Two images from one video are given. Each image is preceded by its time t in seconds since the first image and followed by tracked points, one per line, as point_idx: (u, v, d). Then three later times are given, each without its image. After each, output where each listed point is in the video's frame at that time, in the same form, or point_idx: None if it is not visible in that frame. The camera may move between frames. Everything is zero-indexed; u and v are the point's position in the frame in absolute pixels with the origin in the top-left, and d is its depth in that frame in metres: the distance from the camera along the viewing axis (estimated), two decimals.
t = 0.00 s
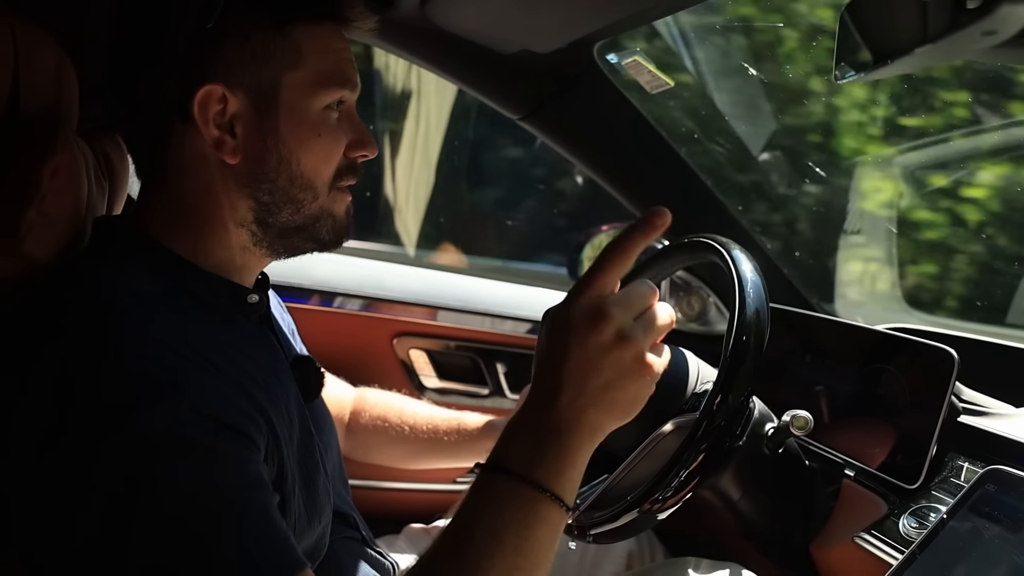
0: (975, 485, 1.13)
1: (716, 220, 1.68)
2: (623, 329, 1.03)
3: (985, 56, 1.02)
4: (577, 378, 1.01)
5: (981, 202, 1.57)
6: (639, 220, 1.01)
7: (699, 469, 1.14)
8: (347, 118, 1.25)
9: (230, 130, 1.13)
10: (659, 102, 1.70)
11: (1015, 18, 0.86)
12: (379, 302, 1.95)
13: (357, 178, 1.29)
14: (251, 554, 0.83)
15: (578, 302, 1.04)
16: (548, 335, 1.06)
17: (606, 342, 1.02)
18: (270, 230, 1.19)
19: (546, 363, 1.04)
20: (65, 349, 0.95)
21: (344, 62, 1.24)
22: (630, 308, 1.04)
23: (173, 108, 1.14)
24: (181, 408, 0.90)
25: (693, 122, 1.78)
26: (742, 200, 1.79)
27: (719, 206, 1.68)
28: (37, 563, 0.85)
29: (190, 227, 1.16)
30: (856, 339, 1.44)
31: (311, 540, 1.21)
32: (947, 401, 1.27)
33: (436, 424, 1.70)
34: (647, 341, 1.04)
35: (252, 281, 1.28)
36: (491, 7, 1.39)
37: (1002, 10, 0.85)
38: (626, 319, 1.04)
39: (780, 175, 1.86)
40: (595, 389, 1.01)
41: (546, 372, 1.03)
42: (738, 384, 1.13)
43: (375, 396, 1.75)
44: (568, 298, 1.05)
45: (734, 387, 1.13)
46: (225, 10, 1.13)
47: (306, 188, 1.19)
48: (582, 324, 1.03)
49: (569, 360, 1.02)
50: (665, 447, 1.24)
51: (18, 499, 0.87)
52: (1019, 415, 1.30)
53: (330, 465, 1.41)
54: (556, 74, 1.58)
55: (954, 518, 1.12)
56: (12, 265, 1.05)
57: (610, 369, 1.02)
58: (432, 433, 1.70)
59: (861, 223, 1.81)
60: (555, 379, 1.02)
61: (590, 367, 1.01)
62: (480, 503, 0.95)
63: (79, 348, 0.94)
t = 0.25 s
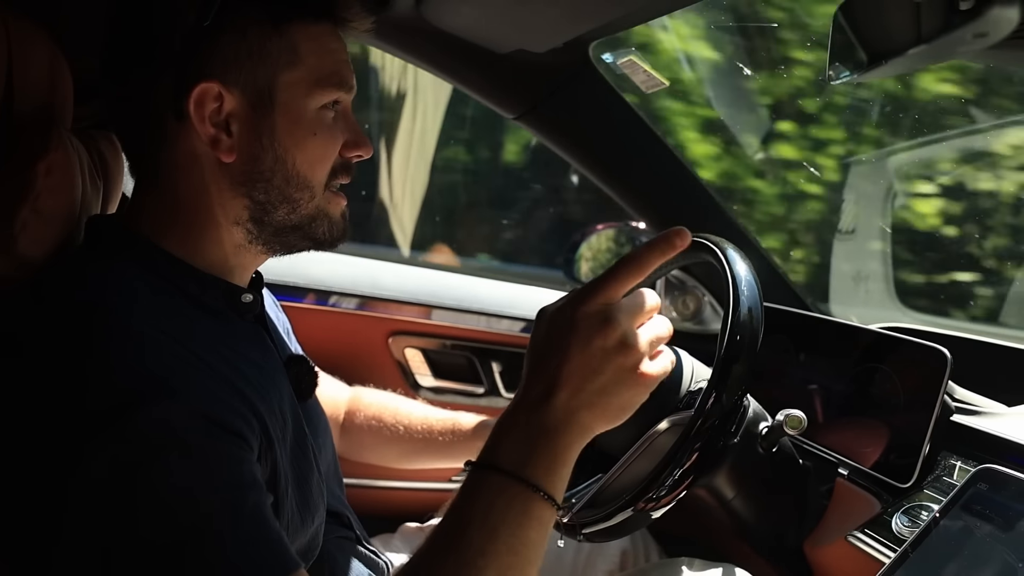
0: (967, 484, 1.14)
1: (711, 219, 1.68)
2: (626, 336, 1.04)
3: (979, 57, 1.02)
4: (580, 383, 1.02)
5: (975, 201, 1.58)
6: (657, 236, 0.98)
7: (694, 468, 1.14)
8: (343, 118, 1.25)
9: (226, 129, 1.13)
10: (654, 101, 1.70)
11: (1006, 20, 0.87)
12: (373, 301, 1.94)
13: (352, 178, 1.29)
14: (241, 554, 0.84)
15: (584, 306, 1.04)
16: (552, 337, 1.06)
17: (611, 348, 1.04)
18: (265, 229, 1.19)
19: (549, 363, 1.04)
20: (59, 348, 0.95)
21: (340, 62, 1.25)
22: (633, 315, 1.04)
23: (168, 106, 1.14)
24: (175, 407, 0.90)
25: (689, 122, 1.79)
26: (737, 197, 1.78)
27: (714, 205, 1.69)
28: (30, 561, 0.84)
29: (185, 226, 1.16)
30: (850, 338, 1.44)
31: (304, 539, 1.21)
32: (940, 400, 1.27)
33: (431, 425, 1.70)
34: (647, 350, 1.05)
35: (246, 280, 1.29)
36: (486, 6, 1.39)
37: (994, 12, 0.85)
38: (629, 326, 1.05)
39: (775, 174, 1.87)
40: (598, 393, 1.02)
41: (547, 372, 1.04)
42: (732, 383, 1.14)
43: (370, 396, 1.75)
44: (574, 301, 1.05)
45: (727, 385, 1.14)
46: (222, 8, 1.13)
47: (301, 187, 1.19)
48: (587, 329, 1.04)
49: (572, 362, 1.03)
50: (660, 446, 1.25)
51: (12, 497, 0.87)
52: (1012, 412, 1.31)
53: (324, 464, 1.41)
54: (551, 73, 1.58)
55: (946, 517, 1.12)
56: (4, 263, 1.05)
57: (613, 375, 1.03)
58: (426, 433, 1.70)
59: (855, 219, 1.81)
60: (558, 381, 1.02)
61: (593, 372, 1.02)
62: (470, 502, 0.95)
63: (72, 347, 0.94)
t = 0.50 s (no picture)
0: (961, 483, 1.14)
1: (706, 219, 1.69)
2: (604, 325, 1.06)
3: (973, 57, 1.02)
4: (560, 372, 1.02)
5: (969, 201, 1.58)
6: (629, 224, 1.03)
7: (689, 467, 1.14)
8: (336, 119, 1.24)
9: (219, 127, 1.13)
10: (649, 101, 1.70)
11: (998, 19, 0.87)
12: (367, 300, 1.94)
13: (343, 178, 1.30)
14: (236, 553, 0.84)
15: (561, 297, 1.06)
16: (531, 329, 1.07)
17: (590, 337, 1.05)
18: (256, 228, 1.19)
19: (528, 355, 1.05)
20: (51, 347, 0.94)
21: (334, 63, 1.24)
22: (610, 305, 1.07)
23: (161, 103, 1.13)
24: (164, 406, 0.89)
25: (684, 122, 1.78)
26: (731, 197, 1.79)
27: (709, 205, 1.69)
28: (21, 562, 0.84)
29: (177, 224, 1.15)
30: (844, 338, 1.45)
31: (297, 539, 1.21)
32: (934, 399, 1.27)
33: (426, 424, 1.70)
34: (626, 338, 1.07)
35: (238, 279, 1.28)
36: (480, 7, 1.39)
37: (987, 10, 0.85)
38: (607, 315, 1.06)
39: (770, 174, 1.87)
40: (578, 383, 1.03)
41: (526, 364, 1.04)
42: (727, 383, 1.14)
43: (364, 396, 1.74)
44: (552, 294, 1.07)
45: (723, 385, 1.14)
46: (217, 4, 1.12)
47: (293, 187, 1.19)
48: (566, 319, 1.05)
49: (552, 353, 1.03)
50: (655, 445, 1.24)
51: (2, 499, 0.86)
52: (1007, 412, 1.30)
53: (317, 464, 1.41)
54: (546, 72, 1.58)
55: (940, 517, 1.13)
56: None
57: (592, 364, 1.04)
58: (421, 433, 1.70)
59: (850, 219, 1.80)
60: (538, 371, 1.03)
61: (573, 361, 1.03)
62: (454, 497, 0.95)
63: (64, 346, 0.93)
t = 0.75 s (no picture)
0: (955, 480, 1.14)
1: (701, 218, 1.69)
2: (596, 322, 1.06)
3: (967, 54, 1.02)
4: (553, 369, 1.03)
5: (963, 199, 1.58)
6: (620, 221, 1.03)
7: (683, 465, 1.14)
8: (330, 118, 1.25)
9: (215, 126, 1.13)
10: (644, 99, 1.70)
11: (991, 15, 0.87)
12: (364, 298, 1.93)
13: (338, 176, 1.30)
14: (232, 551, 0.84)
15: (553, 294, 1.06)
16: (523, 326, 1.06)
17: (582, 334, 1.05)
18: (252, 228, 1.19)
19: (521, 352, 1.05)
20: (44, 346, 0.94)
21: (328, 62, 1.24)
22: (602, 302, 1.07)
23: (156, 102, 1.13)
24: (157, 405, 0.89)
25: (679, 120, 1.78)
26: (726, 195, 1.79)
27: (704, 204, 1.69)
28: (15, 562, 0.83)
29: (172, 224, 1.15)
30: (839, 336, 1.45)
31: (292, 538, 1.21)
32: (929, 396, 1.28)
33: (422, 423, 1.70)
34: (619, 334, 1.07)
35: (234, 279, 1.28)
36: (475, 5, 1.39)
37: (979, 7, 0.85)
38: (600, 311, 1.06)
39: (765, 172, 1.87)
40: (571, 380, 1.03)
41: (520, 362, 1.04)
42: (721, 381, 1.14)
43: (360, 395, 1.74)
44: (544, 290, 1.07)
45: (718, 383, 1.14)
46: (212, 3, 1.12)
47: (288, 185, 1.19)
48: (558, 316, 1.05)
49: (545, 350, 1.03)
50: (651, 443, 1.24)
51: None
52: (1002, 409, 1.31)
53: (312, 464, 1.41)
54: (542, 71, 1.58)
55: (935, 514, 1.12)
56: None
57: (584, 361, 1.04)
58: (417, 431, 1.70)
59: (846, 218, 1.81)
60: (532, 369, 1.03)
61: (566, 358, 1.03)
62: (447, 494, 0.95)
63: (57, 345, 0.93)
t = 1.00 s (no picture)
0: (954, 479, 1.14)
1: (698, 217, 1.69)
2: (587, 317, 1.06)
3: (965, 53, 1.02)
4: (544, 366, 1.03)
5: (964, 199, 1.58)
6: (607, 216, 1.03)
7: (682, 464, 1.15)
8: (328, 118, 1.24)
9: (212, 126, 1.12)
10: (642, 99, 1.70)
11: (988, 14, 0.87)
12: (364, 298, 1.93)
13: (335, 176, 1.30)
14: (231, 551, 0.84)
15: (543, 291, 1.06)
16: (513, 323, 1.06)
17: (572, 330, 1.04)
18: (249, 228, 1.19)
19: (512, 349, 1.04)
20: (43, 346, 0.94)
21: (326, 62, 1.24)
22: (592, 297, 1.06)
23: (154, 101, 1.13)
24: (155, 404, 0.89)
25: (677, 119, 1.78)
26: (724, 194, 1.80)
27: (702, 203, 1.69)
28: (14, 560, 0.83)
29: (170, 223, 1.15)
30: (838, 335, 1.45)
31: (291, 538, 1.21)
32: (927, 395, 1.28)
33: (422, 423, 1.70)
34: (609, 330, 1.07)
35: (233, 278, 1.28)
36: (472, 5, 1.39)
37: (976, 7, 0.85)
38: (589, 307, 1.06)
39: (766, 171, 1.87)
40: (562, 375, 1.03)
41: (512, 359, 1.04)
42: (720, 380, 1.14)
43: (358, 395, 1.74)
44: (533, 286, 1.06)
45: (717, 382, 1.14)
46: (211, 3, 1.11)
47: (286, 186, 1.19)
48: (548, 312, 1.04)
49: (536, 346, 1.03)
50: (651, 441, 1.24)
51: None
52: (1000, 407, 1.31)
53: (311, 464, 1.41)
54: (540, 70, 1.58)
55: (933, 513, 1.12)
56: None
57: (575, 356, 1.04)
58: (416, 431, 1.70)
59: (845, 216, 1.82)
60: (523, 366, 1.03)
61: (557, 354, 1.03)
62: (442, 492, 0.95)
63: (57, 344, 0.93)
